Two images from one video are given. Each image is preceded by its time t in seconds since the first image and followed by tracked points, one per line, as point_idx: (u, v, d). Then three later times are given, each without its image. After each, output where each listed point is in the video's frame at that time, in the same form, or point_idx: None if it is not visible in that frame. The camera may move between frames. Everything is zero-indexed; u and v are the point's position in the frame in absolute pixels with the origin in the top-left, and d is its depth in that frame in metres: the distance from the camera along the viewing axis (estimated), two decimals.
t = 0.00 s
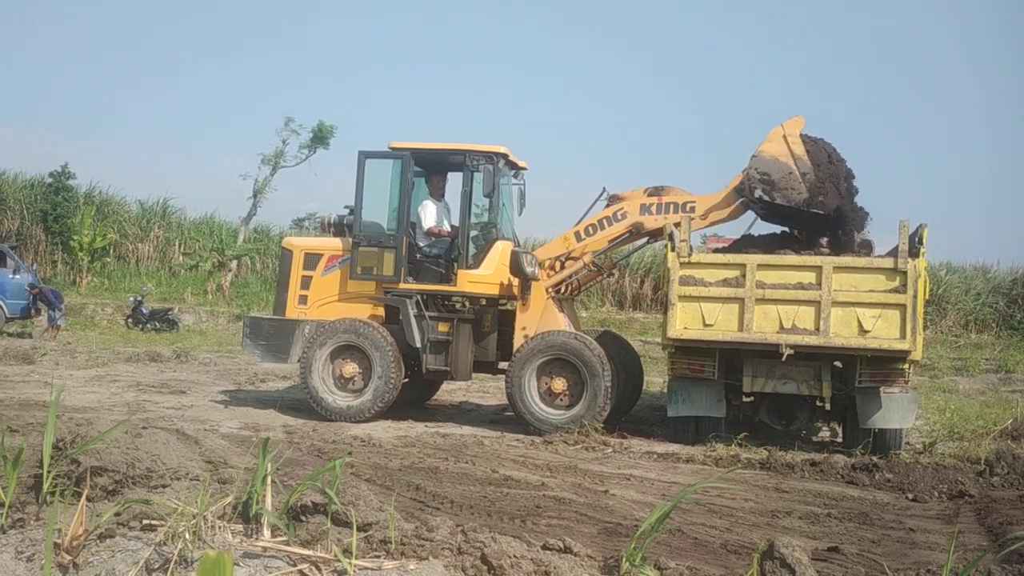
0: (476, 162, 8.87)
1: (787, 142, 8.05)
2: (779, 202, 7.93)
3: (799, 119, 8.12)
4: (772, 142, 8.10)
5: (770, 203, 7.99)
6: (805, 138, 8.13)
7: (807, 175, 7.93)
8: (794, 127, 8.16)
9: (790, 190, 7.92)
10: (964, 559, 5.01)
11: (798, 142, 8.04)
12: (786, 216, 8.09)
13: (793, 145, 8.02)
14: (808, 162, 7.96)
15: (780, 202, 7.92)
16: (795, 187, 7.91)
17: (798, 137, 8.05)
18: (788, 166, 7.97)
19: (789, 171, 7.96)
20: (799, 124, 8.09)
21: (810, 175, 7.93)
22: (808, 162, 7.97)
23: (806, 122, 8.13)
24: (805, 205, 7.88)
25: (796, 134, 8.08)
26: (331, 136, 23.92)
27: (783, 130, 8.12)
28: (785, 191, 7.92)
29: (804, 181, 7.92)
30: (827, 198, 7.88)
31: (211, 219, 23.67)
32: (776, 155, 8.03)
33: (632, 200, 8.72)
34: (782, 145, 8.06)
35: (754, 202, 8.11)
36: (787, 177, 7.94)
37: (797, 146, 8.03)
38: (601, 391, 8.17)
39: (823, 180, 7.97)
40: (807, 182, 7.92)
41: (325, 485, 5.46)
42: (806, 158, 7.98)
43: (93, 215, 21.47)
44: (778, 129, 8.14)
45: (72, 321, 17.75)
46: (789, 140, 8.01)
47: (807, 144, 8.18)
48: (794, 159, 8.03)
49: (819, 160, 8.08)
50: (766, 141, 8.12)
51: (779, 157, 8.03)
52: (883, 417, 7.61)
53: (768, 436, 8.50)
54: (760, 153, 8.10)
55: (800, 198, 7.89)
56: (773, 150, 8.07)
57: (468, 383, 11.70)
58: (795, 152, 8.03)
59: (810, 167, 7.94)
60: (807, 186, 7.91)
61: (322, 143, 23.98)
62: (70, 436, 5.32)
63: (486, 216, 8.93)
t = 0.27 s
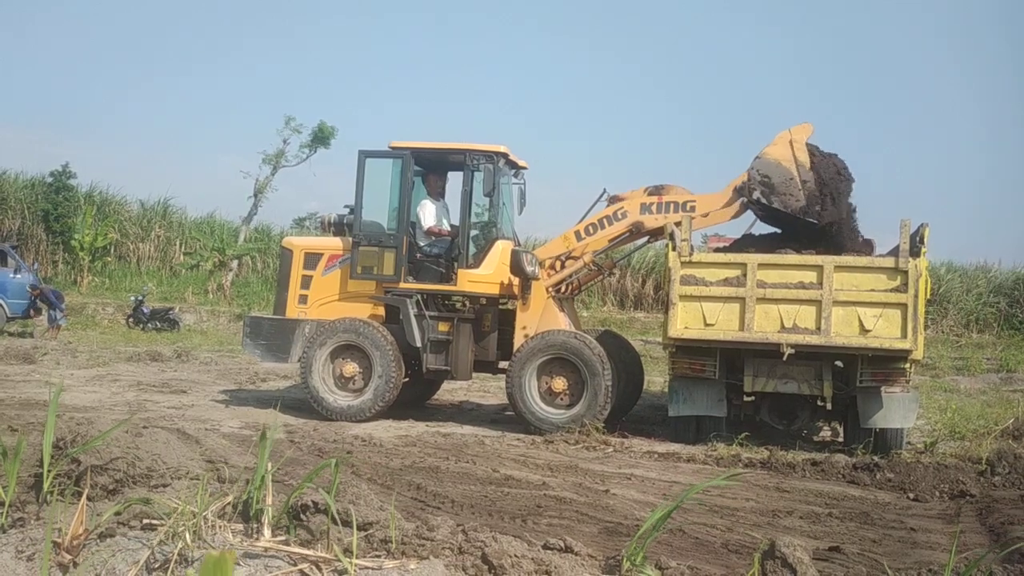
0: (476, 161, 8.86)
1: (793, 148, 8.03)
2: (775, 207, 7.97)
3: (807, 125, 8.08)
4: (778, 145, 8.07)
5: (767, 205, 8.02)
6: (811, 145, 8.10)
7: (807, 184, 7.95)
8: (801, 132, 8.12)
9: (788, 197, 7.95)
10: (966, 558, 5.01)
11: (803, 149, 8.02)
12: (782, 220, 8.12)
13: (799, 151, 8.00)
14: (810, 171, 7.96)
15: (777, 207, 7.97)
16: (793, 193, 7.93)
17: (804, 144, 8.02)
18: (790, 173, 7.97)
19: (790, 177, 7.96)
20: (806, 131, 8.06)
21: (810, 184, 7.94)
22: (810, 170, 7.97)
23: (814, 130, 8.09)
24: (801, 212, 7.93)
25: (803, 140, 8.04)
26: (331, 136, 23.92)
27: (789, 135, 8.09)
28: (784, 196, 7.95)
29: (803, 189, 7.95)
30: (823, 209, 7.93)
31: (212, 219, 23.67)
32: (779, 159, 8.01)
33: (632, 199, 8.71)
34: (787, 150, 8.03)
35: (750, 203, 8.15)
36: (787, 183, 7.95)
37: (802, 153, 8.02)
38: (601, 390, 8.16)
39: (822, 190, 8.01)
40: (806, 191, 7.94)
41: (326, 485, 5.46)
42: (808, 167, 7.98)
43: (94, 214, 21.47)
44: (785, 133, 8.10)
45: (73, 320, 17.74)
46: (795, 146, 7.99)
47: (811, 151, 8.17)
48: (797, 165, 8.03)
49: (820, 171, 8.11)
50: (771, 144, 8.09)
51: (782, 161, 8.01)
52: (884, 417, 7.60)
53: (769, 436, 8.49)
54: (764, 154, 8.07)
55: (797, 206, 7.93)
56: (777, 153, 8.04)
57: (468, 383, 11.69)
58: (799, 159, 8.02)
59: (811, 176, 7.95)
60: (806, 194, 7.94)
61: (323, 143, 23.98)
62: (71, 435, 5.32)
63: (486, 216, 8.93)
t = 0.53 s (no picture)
0: (476, 160, 8.85)
1: (795, 150, 8.03)
2: (772, 207, 7.99)
3: (811, 128, 8.08)
4: (780, 146, 8.07)
5: (764, 205, 8.05)
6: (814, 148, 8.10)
7: (806, 187, 7.96)
8: (804, 135, 8.11)
9: (786, 198, 7.96)
10: (967, 558, 5.00)
11: (805, 151, 8.02)
12: (778, 221, 8.15)
13: (801, 153, 8.01)
14: (810, 174, 7.97)
15: (773, 207, 7.99)
16: (791, 196, 7.95)
17: (806, 147, 8.03)
18: (790, 174, 7.98)
19: (789, 179, 7.98)
20: (809, 134, 8.06)
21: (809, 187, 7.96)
22: (810, 174, 7.98)
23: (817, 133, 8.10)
24: (798, 214, 7.95)
25: (805, 142, 8.04)
26: (332, 135, 23.91)
27: (793, 137, 8.08)
28: (781, 197, 7.97)
29: (802, 192, 7.96)
30: (820, 212, 7.96)
31: (212, 219, 23.67)
32: (781, 161, 8.02)
33: (632, 198, 8.71)
34: (789, 151, 8.04)
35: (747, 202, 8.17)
36: (786, 184, 7.96)
37: (803, 156, 8.02)
38: (602, 389, 8.16)
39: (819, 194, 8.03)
40: (804, 194, 7.96)
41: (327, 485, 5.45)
42: (809, 170, 8.00)
43: (95, 214, 21.46)
44: (788, 134, 8.10)
45: (73, 320, 17.73)
46: (798, 148, 7.99)
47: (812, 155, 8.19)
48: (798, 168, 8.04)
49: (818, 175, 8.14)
50: (774, 144, 8.09)
51: (784, 162, 8.01)
52: (885, 416, 7.59)
53: (769, 435, 8.48)
54: (766, 154, 8.08)
55: (794, 208, 7.95)
56: (779, 154, 8.05)
57: (469, 382, 11.69)
58: (800, 161, 8.03)
59: (810, 179, 7.97)
60: (804, 196, 7.95)
61: (323, 142, 23.98)
62: (71, 434, 5.32)
63: (486, 215, 8.93)
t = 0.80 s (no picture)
0: (477, 160, 8.85)
1: (796, 151, 8.01)
2: (771, 208, 8.01)
3: (814, 129, 8.04)
4: (781, 146, 8.05)
5: (763, 205, 8.06)
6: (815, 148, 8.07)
7: (806, 188, 7.96)
8: (806, 135, 8.08)
9: (785, 199, 7.97)
10: (968, 558, 5.00)
11: (807, 152, 7.99)
12: (777, 221, 8.16)
13: (802, 154, 7.98)
14: (811, 176, 7.95)
15: (772, 208, 8.00)
16: (790, 197, 7.95)
17: (808, 148, 8.00)
18: (791, 175, 7.97)
19: (790, 180, 7.96)
20: (811, 135, 8.03)
21: (809, 189, 7.96)
22: (811, 175, 7.96)
23: (819, 134, 8.06)
24: (796, 216, 7.97)
25: (807, 144, 8.01)
26: (333, 135, 23.91)
27: (794, 137, 8.05)
28: (781, 198, 7.97)
29: (802, 194, 7.96)
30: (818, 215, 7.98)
31: (213, 218, 23.66)
32: (782, 161, 8.00)
33: (633, 197, 8.70)
34: (790, 152, 8.01)
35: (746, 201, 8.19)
36: (786, 185, 7.96)
37: (804, 157, 8.00)
38: (602, 388, 8.16)
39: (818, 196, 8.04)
40: (804, 195, 7.95)
41: (327, 484, 5.45)
42: (810, 171, 7.96)
43: (95, 213, 21.46)
44: (790, 135, 8.06)
45: (74, 319, 17.73)
46: (799, 149, 7.96)
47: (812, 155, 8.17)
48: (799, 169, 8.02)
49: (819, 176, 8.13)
50: (776, 145, 8.07)
51: (784, 163, 8.00)
52: (886, 417, 7.59)
53: (770, 435, 8.48)
54: (767, 154, 8.06)
55: (792, 209, 7.96)
56: (781, 155, 8.02)
57: (470, 382, 11.69)
58: (801, 163, 8.01)
59: (811, 181, 7.95)
60: (803, 198, 7.95)
61: (324, 142, 23.98)
62: (72, 433, 5.32)
63: (487, 214, 8.93)
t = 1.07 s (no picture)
0: (479, 160, 8.84)
1: (795, 150, 8.00)
2: (770, 207, 8.02)
3: (813, 128, 8.02)
4: (780, 145, 8.04)
5: (763, 204, 8.07)
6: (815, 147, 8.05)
7: (805, 187, 7.95)
8: (806, 134, 8.06)
9: (784, 198, 7.97)
10: (969, 558, 4.99)
11: (806, 151, 7.98)
12: (777, 221, 8.16)
13: (801, 153, 7.97)
14: (810, 175, 7.94)
15: (772, 207, 8.01)
16: (789, 196, 7.95)
17: (807, 147, 7.98)
18: (789, 174, 7.96)
19: (789, 179, 7.96)
20: (810, 134, 8.01)
21: (808, 188, 7.94)
22: (810, 174, 7.95)
23: (819, 133, 8.04)
24: (795, 215, 7.97)
25: (806, 142, 8.00)
26: (333, 134, 23.91)
27: (794, 136, 8.04)
28: (780, 197, 7.98)
29: (800, 193, 7.95)
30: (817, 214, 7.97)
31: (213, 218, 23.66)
32: (781, 160, 8.00)
33: (633, 196, 8.69)
34: (789, 151, 8.01)
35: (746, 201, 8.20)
36: (785, 185, 7.96)
37: (803, 156, 7.98)
38: (601, 387, 8.16)
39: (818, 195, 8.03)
40: (803, 194, 7.95)
41: (329, 484, 5.45)
42: (809, 170, 7.95)
43: (96, 213, 21.46)
44: (789, 134, 8.05)
45: (74, 319, 17.73)
46: (798, 148, 7.95)
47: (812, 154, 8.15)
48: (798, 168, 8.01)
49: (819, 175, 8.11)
50: (774, 144, 8.07)
51: (783, 162, 7.99)
52: (887, 417, 7.59)
53: (770, 435, 8.48)
54: (766, 153, 8.06)
55: (791, 208, 7.96)
56: (779, 154, 8.02)
57: (470, 381, 11.69)
58: (800, 161, 8.00)
59: (810, 180, 7.94)
60: (802, 197, 7.95)
61: (324, 142, 23.98)
62: (73, 433, 5.32)
63: (488, 214, 8.92)
